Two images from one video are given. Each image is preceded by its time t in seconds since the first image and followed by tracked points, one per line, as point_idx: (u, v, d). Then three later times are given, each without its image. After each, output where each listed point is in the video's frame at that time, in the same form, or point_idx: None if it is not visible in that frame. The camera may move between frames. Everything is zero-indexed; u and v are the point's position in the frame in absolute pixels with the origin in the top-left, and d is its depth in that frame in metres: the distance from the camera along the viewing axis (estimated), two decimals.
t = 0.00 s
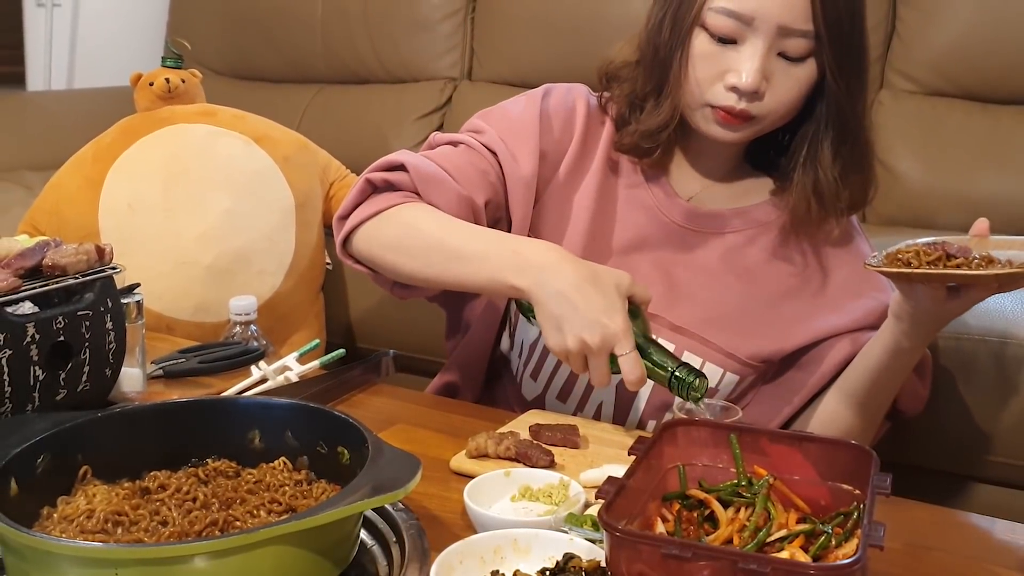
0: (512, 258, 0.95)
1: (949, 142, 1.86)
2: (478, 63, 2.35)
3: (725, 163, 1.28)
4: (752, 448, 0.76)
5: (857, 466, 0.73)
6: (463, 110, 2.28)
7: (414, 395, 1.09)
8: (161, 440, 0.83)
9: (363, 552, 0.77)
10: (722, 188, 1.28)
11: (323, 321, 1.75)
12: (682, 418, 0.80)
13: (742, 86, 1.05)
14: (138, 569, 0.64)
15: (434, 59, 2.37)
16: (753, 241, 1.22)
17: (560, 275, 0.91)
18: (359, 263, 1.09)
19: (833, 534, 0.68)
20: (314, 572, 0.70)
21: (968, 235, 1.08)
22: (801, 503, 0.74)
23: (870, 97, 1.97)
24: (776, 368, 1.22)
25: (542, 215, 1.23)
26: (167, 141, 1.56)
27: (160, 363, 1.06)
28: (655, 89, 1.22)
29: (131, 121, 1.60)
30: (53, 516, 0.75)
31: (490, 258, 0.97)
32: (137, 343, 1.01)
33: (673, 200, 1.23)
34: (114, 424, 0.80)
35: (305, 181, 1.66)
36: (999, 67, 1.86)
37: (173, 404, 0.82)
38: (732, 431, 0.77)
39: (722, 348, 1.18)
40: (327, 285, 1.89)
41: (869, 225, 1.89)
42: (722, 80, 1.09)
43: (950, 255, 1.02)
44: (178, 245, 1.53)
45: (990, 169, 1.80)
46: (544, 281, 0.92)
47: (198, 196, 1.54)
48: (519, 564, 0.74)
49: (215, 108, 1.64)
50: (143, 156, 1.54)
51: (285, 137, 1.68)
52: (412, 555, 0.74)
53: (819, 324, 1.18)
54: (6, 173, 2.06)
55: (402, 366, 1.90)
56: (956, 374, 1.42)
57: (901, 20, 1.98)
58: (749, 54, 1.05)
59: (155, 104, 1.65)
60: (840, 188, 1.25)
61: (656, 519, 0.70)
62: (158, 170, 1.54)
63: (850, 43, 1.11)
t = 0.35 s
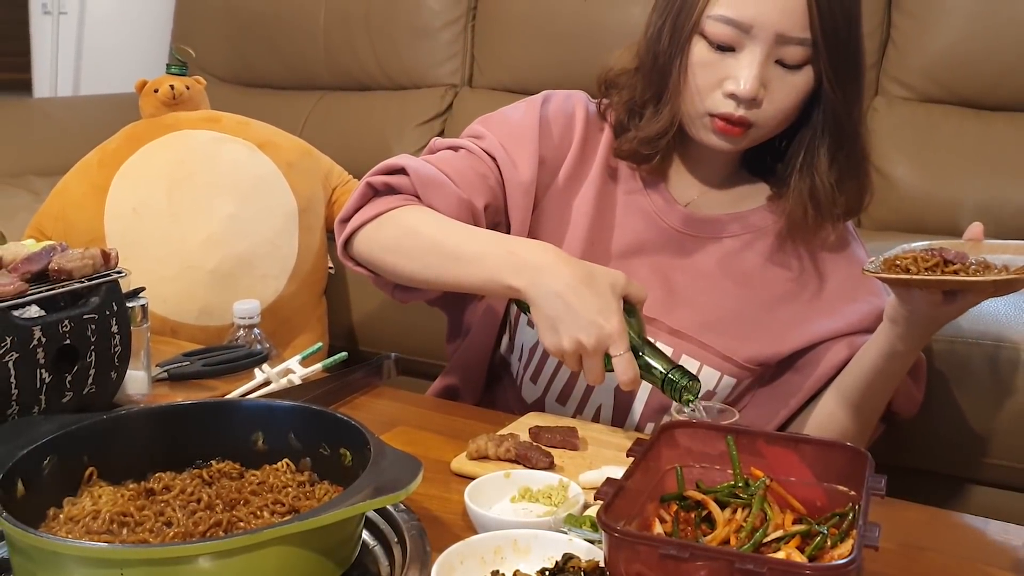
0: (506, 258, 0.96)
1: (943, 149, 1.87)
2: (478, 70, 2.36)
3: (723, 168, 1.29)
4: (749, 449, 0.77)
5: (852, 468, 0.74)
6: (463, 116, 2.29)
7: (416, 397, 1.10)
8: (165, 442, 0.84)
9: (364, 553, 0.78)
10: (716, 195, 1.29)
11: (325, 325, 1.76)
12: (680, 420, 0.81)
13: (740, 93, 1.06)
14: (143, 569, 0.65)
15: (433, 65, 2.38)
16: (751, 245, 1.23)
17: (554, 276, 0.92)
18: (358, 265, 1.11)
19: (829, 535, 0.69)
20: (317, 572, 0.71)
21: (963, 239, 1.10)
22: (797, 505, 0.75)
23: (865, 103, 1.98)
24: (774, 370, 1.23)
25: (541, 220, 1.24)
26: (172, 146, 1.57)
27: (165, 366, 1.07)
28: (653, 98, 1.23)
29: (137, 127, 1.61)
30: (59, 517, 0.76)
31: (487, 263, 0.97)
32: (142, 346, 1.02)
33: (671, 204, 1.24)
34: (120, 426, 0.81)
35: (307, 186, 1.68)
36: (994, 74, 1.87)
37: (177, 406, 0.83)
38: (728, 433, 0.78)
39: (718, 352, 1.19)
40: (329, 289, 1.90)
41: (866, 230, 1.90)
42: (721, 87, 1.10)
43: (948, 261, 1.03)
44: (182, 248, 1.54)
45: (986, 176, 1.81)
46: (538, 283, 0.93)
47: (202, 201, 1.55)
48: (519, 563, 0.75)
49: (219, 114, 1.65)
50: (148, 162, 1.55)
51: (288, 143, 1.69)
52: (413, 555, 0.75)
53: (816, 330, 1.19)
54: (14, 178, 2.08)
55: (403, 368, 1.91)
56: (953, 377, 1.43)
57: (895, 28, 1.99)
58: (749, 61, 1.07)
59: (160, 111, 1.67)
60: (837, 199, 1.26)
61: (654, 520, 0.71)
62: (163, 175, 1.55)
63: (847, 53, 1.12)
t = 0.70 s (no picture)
0: (499, 235, 0.96)
1: (939, 156, 1.88)
2: (478, 76, 2.37)
3: (723, 172, 1.31)
4: (746, 451, 0.79)
5: (847, 470, 0.75)
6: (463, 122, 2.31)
7: (417, 399, 1.11)
8: (170, 444, 0.85)
9: (366, 553, 0.79)
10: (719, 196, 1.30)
11: (328, 328, 1.77)
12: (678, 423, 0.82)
13: (744, 94, 1.07)
14: (148, 569, 0.66)
15: (434, 72, 2.39)
16: (750, 249, 1.24)
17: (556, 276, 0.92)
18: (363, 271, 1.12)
19: (825, 535, 0.70)
20: (318, 572, 0.72)
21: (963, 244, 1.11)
22: (794, 506, 0.76)
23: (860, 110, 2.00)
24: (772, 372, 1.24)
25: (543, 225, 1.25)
26: (176, 151, 1.58)
27: (169, 369, 1.08)
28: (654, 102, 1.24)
29: (143, 132, 1.62)
30: (65, 518, 0.77)
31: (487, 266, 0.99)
32: (147, 349, 1.04)
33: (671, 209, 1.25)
34: (126, 428, 0.82)
35: (310, 191, 1.69)
36: (989, 82, 1.88)
37: (182, 408, 0.84)
38: (726, 435, 0.79)
39: (720, 355, 1.21)
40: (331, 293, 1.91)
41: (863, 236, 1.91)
42: (723, 89, 1.10)
43: (949, 260, 1.04)
44: (186, 252, 1.55)
45: (982, 182, 1.82)
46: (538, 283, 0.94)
47: (206, 205, 1.57)
48: (519, 564, 0.76)
49: (223, 120, 1.66)
50: (152, 166, 1.57)
51: (292, 149, 1.70)
52: (414, 554, 0.76)
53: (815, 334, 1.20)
54: (19, 183, 2.09)
55: (405, 371, 1.92)
56: (950, 381, 1.44)
57: (891, 35, 2.00)
58: (750, 63, 1.08)
59: (164, 117, 1.67)
60: (836, 199, 1.26)
61: (652, 521, 0.72)
62: (168, 181, 1.56)
63: (847, 58, 1.14)
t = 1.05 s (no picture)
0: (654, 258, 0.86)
1: (934, 161, 1.89)
2: (478, 81, 2.39)
3: (719, 170, 1.29)
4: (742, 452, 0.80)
5: (843, 470, 0.77)
6: (464, 128, 2.33)
7: (419, 403, 1.12)
8: (174, 446, 0.86)
9: (368, 553, 0.80)
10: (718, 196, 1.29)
11: (330, 331, 1.78)
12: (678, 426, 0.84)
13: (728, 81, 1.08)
14: (153, 569, 0.67)
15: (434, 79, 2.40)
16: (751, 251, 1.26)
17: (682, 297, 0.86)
18: (458, 287, 0.97)
19: (820, 535, 0.71)
20: (320, 572, 0.73)
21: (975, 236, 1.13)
22: (790, 506, 0.76)
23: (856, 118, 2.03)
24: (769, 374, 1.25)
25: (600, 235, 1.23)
26: (181, 157, 1.60)
27: (174, 372, 1.10)
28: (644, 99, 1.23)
29: (148, 139, 1.64)
30: (71, 519, 0.77)
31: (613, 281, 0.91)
32: (152, 352, 1.05)
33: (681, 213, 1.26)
34: (131, 429, 0.83)
35: (313, 196, 1.70)
36: (984, 88, 1.89)
37: (185, 410, 0.86)
38: (723, 437, 0.80)
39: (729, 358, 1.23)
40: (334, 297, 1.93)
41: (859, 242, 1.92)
42: (708, 78, 1.10)
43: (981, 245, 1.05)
44: (190, 257, 1.56)
45: (978, 188, 1.83)
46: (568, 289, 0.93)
47: (209, 210, 1.58)
48: (519, 564, 0.77)
49: (228, 127, 1.68)
50: (158, 173, 1.58)
51: (295, 156, 1.73)
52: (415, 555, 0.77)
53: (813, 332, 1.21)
54: (26, 190, 2.11)
55: (407, 373, 1.94)
56: (946, 385, 1.45)
57: (885, 43, 2.02)
58: (732, 50, 1.08)
59: (169, 124, 1.69)
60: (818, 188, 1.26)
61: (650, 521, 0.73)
62: (173, 187, 1.57)
63: (823, 45, 1.14)
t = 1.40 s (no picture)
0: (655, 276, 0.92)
1: (930, 169, 1.91)
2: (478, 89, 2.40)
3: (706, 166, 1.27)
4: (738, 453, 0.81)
5: (838, 471, 0.78)
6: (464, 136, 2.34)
7: (421, 405, 1.13)
8: (179, 448, 0.87)
9: (370, 553, 0.81)
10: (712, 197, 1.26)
11: (333, 333, 1.79)
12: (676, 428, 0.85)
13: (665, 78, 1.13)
14: (158, 569, 0.68)
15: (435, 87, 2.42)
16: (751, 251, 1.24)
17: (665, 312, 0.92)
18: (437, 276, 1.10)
19: (816, 536, 0.73)
20: (322, 572, 0.74)
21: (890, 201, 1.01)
22: (786, 507, 0.78)
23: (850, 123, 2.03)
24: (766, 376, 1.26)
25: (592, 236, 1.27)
26: (184, 163, 1.60)
27: (179, 375, 1.11)
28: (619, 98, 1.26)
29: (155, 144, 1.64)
30: (77, 519, 0.79)
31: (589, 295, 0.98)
32: (158, 355, 1.06)
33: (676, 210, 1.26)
34: (136, 431, 0.85)
35: (316, 202, 1.72)
36: (977, 97, 1.91)
37: (190, 413, 0.87)
38: (720, 438, 0.82)
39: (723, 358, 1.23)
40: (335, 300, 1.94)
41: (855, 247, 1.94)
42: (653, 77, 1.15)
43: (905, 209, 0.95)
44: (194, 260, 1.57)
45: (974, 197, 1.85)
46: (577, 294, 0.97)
47: (213, 214, 1.59)
48: (519, 563, 0.78)
49: (232, 132, 1.68)
50: (163, 177, 1.59)
51: (297, 161, 1.73)
52: (416, 556, 0.78)
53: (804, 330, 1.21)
54: (32, 195, 2.13)
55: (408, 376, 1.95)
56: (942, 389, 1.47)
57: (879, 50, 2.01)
58: (673, 49, 1.12)
59: (174, 130, 1.70)
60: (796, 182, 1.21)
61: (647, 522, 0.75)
62: (178, 192, 1.59)
63: (788, 46, 1.13)
